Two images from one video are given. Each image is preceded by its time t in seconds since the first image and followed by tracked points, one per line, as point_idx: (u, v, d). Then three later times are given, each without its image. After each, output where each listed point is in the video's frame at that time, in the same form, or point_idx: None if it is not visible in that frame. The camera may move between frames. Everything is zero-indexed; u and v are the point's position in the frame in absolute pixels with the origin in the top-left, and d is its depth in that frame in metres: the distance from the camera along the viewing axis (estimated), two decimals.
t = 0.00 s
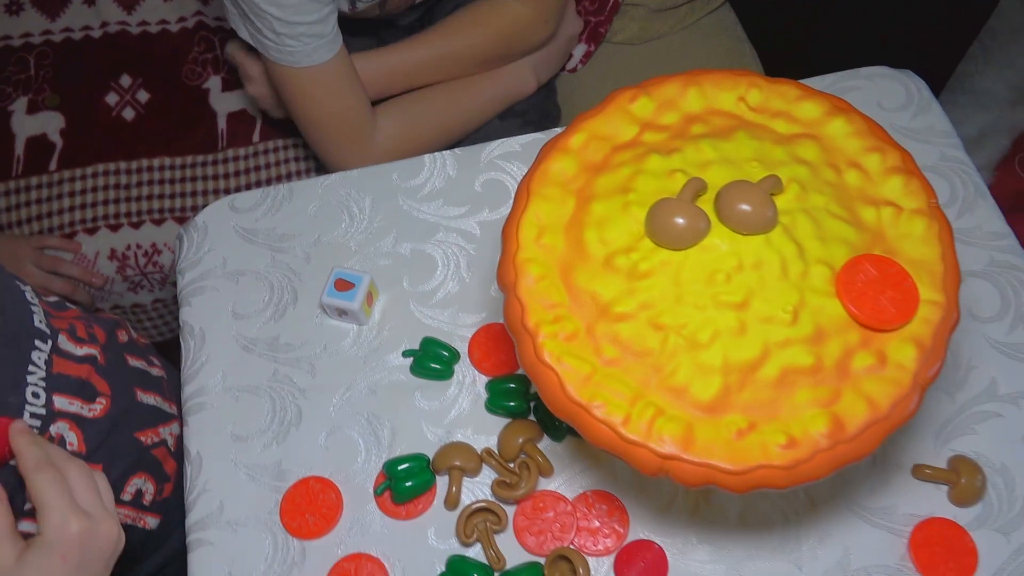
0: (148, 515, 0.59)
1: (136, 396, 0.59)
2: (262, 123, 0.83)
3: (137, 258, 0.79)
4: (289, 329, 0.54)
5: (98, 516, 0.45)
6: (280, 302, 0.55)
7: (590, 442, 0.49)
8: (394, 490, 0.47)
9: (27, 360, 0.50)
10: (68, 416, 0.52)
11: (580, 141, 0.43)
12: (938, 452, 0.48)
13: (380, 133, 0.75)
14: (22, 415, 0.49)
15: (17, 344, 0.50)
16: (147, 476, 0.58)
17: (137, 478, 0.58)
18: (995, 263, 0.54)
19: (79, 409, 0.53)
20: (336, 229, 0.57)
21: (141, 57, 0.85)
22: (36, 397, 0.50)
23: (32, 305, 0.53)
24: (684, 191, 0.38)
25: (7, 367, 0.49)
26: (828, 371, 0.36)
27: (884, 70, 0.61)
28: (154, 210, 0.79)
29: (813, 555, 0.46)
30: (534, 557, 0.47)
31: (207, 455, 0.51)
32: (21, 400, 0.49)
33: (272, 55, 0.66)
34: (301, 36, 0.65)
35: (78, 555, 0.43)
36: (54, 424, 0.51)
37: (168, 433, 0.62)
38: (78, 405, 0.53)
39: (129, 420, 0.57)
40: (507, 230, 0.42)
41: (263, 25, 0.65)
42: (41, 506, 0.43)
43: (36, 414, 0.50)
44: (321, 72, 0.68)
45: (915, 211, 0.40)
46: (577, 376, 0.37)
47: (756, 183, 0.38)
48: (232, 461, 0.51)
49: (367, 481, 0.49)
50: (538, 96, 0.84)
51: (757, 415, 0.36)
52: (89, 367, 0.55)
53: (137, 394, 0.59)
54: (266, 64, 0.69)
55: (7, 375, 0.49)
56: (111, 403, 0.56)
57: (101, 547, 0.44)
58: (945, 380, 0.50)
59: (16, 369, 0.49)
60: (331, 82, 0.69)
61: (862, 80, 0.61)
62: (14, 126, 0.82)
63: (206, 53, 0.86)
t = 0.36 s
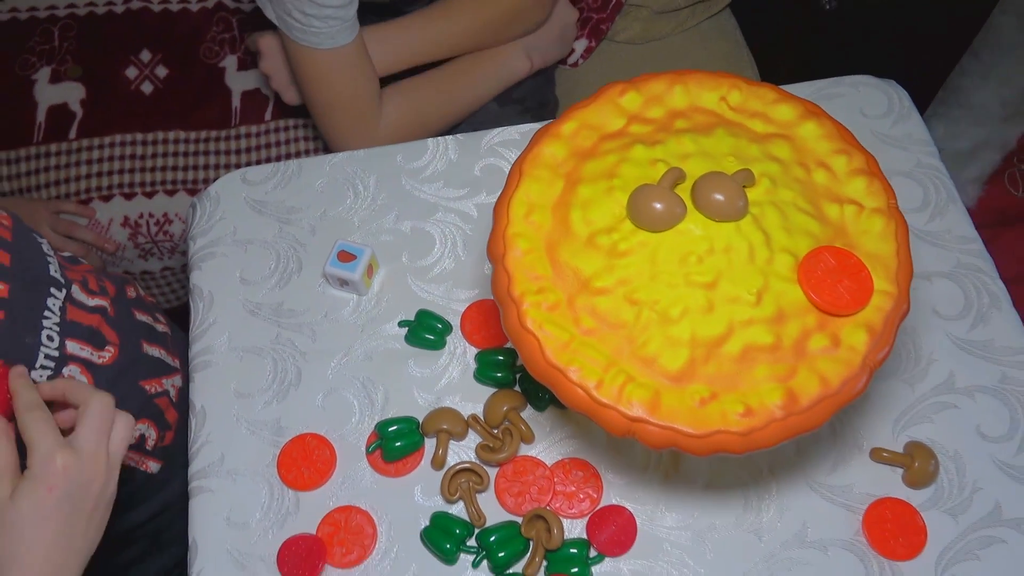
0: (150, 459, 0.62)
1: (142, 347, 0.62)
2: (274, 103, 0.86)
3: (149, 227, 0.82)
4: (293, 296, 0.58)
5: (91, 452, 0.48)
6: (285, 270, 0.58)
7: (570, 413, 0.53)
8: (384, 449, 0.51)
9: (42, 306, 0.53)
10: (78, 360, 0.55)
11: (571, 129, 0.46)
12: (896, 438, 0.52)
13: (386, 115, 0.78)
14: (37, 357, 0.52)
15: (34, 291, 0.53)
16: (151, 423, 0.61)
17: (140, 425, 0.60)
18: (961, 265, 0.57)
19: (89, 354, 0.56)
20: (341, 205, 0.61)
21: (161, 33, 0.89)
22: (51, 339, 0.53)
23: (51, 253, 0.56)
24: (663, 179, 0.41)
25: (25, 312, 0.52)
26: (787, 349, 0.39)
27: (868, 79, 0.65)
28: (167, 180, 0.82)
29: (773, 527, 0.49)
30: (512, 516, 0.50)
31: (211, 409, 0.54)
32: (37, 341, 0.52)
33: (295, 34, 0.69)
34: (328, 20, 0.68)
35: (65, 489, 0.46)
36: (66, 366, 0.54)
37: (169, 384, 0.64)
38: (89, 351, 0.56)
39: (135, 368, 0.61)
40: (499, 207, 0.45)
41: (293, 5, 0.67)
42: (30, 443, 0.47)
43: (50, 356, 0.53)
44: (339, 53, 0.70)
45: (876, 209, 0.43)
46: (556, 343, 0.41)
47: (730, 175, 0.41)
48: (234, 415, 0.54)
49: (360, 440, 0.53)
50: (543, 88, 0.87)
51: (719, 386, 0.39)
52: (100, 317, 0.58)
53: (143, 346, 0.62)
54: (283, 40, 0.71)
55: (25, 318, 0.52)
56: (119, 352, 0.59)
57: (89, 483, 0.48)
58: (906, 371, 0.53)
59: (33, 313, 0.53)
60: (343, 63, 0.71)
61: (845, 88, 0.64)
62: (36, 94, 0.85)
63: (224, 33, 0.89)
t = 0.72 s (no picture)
0: (177, 428, 0.65)
1: (171, 323, 0.65)
2: (294, 96, 0.90)
3: (173, 215, 0.85)
4: (317, 278, 0.61)
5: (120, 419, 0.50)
6: (310, 254, 0.61)
7: (581, 390, 0.56)
8: (405, 422, 0.54)
9: (82, 280, 0.56)
10: (113, 331, 0.58)
11: (585, 120, 0.49)
12: (889, 416, 0.54)
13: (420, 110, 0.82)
14: (76, 326, 0.55)
15: (75, 266, 0.56)
16: (177, 394, 0.64)
17: (167, 396, 0.63)
18: (953, 255, 0.60)
19: (123, 326, 0.59)
20: (362, 192, 0.64)
21: (185, 28, 0.91)
22: (89, 311, 0.56)
23: (88, 231, 0.59)
24: (671, 166, 0.44)
25: (68, 283, 0.55)
26: (785, 324, 0.42)
27: (866, 78, 0.68)
28: (191, 171, 0.85)
29: (772, 498, 0.52)
30: (526, 486, 0.53)
31: (240, 384, 0.57)
32: (77, 312, 0.55)
33: (344, 29, 0.72)
34: (378, 17, 0.71)
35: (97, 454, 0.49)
36: (102, 337, 0.57)
37: (194, 358, 0.67)
38: (123, 324, 0.59)
39: (163, 341, 0.63)
40: (518, 191, 0.48)
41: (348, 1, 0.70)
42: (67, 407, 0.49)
43: (88, 326, 0.56)
44: (383, 49, 0.74)
45: (871, 195, 0.46)
46: (571, 317, 0.44)
47: (734, 163, 0.44)
48: (262, 390, 0.57)
49: (381, 414, 0.56)
50: (555, 85, 0.90)
51: (722, 357, 0.42)
52: (133, 292, 0.61)
53: (172, 321, 0.65)
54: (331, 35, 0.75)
55: (68, 289, 0.55)
56: (150, 325, 0.62)
57: (120, 449, 0.50)
58: (900, 353, 0.56)
59: (75, 285, 0.55)
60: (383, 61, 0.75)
61: (845, 86, 0.67)
62: (65, 86, 0.88)
63: (245, 29, 0.92)
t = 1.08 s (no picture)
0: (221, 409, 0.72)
1: (217, 313, 0.72)
2: (324, 109, 0.96)
3: (209, 219, 0.90)
4: (352, 282, 0.66)
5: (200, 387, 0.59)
6: (345, 259, 0.67)
7: (592, 390, 0.61)
8: (431, 415, 0.59)
9: (145, 271, 0.63)
10: (168, 319, 0.65)
11: (602, 146, 0.54)
12: (872, 421, 0.60)
13: (449, 127, 0.89)
14: (139, 312, 0.61)
15: (140, 256, 0.62)
16: (223, 377, 0.71)
17: (214, 377, 0.70)
18: (935, 274, 0.65)
19: (177, 315, 0.66)
20: (394, 203, 0.69)
21: (223, 43, 0.97)
22: (150, 299, 0.63)
23: (149, 227, 0.66)
24: (679, 190, 0.50)
25: (132, 275, 0.61)
26: (777, 334, 0.48)
27: (861, 108, 0.73)
28: (228, 177, 0.91)
29: (762, 491, 0.58)
30: (540, 474, 0.58)
31: (281, 377, 0.63)
32: (140, 301, 0.61)
33: (383, 53, 0.80)
34: (414, 43, 0.79)
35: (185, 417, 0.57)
36: (159, 323, 0.64)
37: (238, 346, 0.74)
38: (177, 313, 0.66)
39: (213, 329, 0.71)
40: (540, 210, 0.53)
41: (388, 28, 0.78)
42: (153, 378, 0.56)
43: (149, 314, 0.62)
44: (417, 72, 0.82)
45: (858, 220, 0.52)
46: (587, 323, 0.49)
47: (735, 189, 0.50)
48: (300, 383, 0.62)
49: (409, 407, 0.61)
50: (572, 104, 0.95)
51: (720, 361, 0.48)
52: (186, 284, 0.68)
53: (218, 311, 0.72)
54: (370, 60, 0.83)
55: (133, 281, 0.61)
56: (200, 315, 0.69)
57: (202, 412, 0.58)
58: (884, 363, 0.62)
59: (139, 276, 0.62)
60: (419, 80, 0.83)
61: (841, 115, 0.73)
62: (110, 95, 0.94)
63: (280, 45, 0.98)
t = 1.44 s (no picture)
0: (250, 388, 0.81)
1: (245, 301, 0.80)
2: (338, 114, 1.03)
3: (231, 215, 0.97)
4: (364, 283, 0.73)
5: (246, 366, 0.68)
6: (359, 261, 0.74)
7: (577, 386, 0.68)
8: (432, 405, 0.66)
9: (188, 263, 0.71)
10: (209, 305, 0.73)
11: (590, 171, 0.61)
12: (825, 420, 0.67)
13: (455, 138, 0.96)
14: (185, 298, 0.70)
15: (183, 250, 0.71)
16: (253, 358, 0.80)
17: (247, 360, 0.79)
18: (891, 289, 0.72)
19: (216, 301, 0.75)
20: (403, 211, 0.76)
21: (245, 48, 1.04)
22: (194, 287, 0.71)
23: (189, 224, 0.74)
24: (655, 215, 0.56)
25: (180, 266, 0.70)
26: (735, 345, 0.55)
27: (833, 132, 0.80)
28: (248, 177, 0.98)
29: (724, 480, 0.65)
30: (528, 460, 0.66)
31: (298, 368, 0.70)
32: (186, 288, 0.70)
33: (397, 71, 0.86)
34: (425, 62, 0.85)
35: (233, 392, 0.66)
36: (202, 309, 0.72)
37: (266, 329, 0.83)
38: (216, 300, 0.75)
39: (244, 315, 0.79)
40: (533, 227, 0.60)
41: (402, 49, 0.84)
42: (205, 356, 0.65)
43: (193, 300, 0.71)
44: (428, 88, 0.88)
45: (811, 246, 0.59)
46: (570, 330, 0.57)
47: (704, 215, 0.56)
48: (316, 373, 0.70)
49: (413, 397, 0.68)
50: (569, 116, 1.02)
51: (685, 367, 0.55)
52: (221, 274, 0.77)
53: (247, 297, 0.81)
54: (384, 76, 0.89)
55: (179, 273, 0.69)
56: (233, 302, 0.78)
57: (244, 386, 0.67)
58: (840, 368, 0.69)
59: (184, 266, 0.70)
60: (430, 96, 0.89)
61: (814, 138, 0.79)
62: (139, 96, 1.01)
63: (298, 51, 1.05)
